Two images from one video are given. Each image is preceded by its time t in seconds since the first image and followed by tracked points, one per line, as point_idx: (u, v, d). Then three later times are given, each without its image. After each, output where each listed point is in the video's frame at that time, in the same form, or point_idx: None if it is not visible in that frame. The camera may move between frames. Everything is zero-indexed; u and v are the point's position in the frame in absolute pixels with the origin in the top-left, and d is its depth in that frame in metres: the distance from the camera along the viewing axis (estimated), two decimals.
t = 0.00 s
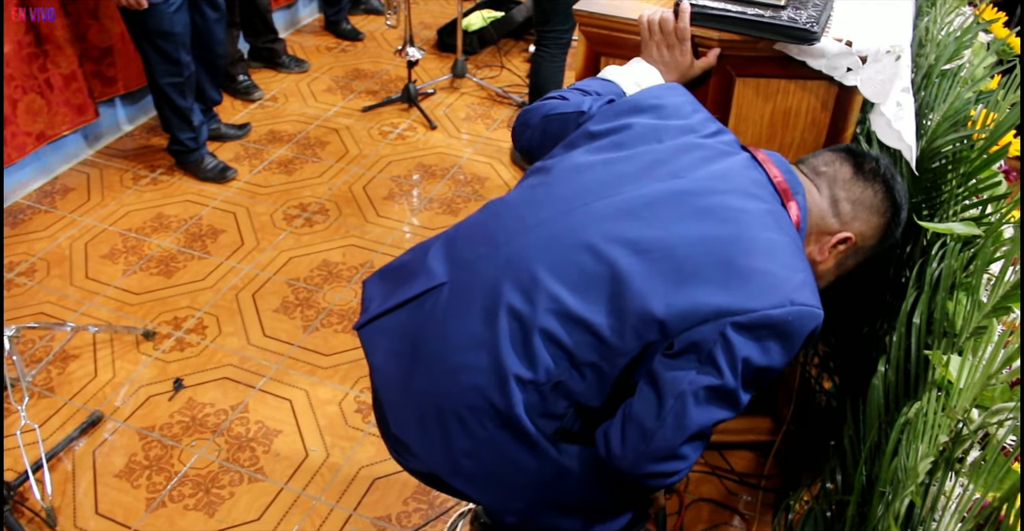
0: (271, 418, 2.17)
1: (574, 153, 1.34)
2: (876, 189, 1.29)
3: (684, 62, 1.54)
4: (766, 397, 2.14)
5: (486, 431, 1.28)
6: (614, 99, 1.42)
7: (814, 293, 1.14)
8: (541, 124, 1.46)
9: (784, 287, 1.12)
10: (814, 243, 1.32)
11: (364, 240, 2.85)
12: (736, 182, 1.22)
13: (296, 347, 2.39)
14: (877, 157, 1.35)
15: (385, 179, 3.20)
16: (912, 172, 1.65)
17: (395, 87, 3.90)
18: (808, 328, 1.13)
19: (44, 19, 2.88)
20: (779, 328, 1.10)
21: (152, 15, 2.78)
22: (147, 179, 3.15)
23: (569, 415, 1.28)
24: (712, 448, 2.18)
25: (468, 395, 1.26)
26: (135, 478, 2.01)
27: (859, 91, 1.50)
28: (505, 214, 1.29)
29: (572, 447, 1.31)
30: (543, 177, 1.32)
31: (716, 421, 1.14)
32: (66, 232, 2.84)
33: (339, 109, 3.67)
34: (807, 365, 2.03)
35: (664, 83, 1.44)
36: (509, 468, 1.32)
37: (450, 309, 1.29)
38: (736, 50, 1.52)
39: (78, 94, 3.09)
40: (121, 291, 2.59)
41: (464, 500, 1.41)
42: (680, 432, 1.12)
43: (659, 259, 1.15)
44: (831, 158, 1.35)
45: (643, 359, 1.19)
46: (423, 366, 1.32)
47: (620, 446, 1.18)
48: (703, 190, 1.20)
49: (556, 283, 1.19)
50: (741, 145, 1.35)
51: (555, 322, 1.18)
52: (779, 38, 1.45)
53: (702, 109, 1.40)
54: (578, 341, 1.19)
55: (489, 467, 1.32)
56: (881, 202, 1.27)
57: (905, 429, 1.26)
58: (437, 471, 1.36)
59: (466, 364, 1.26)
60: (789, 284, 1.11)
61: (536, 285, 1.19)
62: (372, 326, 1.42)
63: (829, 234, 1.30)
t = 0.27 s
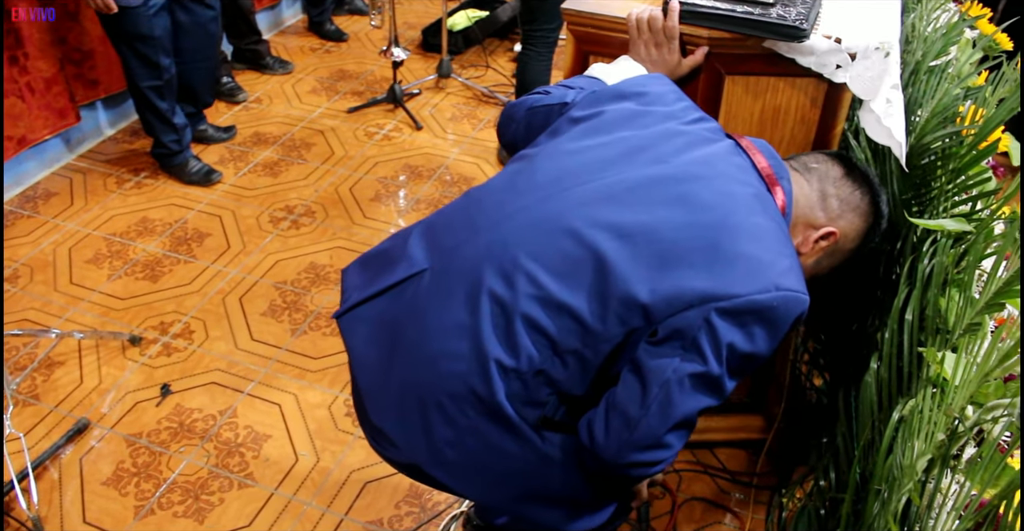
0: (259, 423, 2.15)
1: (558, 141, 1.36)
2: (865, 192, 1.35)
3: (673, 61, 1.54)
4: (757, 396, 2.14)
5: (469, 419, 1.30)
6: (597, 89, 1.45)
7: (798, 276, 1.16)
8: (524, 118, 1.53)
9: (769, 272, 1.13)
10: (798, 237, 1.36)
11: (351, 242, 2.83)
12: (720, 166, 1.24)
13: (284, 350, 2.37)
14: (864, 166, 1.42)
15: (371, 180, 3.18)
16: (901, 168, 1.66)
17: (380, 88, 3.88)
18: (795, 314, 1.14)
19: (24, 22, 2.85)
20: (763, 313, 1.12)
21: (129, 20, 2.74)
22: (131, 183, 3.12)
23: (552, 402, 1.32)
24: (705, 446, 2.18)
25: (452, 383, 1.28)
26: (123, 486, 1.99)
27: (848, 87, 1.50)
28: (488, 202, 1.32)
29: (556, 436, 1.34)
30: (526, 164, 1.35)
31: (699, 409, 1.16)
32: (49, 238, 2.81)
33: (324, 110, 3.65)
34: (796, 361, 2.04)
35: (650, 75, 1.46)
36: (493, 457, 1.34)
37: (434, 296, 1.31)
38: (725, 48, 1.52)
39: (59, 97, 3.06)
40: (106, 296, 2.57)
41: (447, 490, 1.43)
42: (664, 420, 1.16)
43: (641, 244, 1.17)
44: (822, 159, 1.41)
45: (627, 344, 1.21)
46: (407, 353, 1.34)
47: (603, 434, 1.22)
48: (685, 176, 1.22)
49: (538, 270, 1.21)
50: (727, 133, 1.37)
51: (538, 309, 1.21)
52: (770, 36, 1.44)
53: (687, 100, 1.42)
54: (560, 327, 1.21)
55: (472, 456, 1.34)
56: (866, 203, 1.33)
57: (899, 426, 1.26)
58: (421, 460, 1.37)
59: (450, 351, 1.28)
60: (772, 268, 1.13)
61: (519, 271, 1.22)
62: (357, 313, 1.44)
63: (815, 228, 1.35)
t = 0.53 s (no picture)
0: (252, 428, 2.13)
1: (548, 133, 1.37)
2: (855, 195, 1.37)
3: (667, 62, 1.54)
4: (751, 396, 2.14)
5: (455, 410, 1.30)
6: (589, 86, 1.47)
7: (787, 269, 1.17)
8: (517, 116, 1.55)
9: (759, 264, 1.14)
10: (788, 234, 1.37)
11: (342, 245, 2.82)
12: (711, 160, 1.26)
13: (277, 355, 2.35)
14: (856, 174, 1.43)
15: (361, 182, 3.17)
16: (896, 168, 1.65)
17: (369, 89, 3.86)
18: (784, 307, 1.16)
19: (10, 24, 2.81)
20: (751, 306, 1.13)
21: (117, 21, 2.72)
22: (119, 186, 3.09)
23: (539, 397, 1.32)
24: (700, 447, 2.18)
25: (439, 374, 1.28)
26: (114, 493, 1.97)
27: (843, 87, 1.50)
28: (478, 191, 1.32)
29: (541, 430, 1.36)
30: (515, 155, 1.36)
31: (688, 403, 1.16)
32: (36, 242, 2.78)
33: (313, 112, 3.63)
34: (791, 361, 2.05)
35: (642, 72, 1.48)
36: (479, 450, 1.34)
37: (422, 285, 1.31)
38: (719, 49, 1.51)
39: (45, 100, 3.03)
40: (95, 301, 2.54)
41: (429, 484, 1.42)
42: (652, 414, 1.16)
43: (630, 234, 1.18)
44: (815, 161, 1.42)
45: (615, 337, 1.22)
46: (393, 343, 1.33)
47: (590, 429, 1.22)
48: (675, 168, 1.23)
49: (527, 259, 1.22)
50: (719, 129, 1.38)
51: (527, 298, 1.21)
52: (765, 36, 1.44)
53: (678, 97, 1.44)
54: (549, 317, 1.22)
55: (456, 450, 1.34)
56: (857, 205, 1.35)
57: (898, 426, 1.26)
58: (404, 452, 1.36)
59: (438, 341, 1.27)
60: (761, 260, 1.14)
61: (509, 261, 1.22)
62: (341, 302, 1.43)
63: (805, 226, 1.35)
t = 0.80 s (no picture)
0: (251, 436, 2.12)
1: (549, 136, 1.37)
2: (853, 201, 1.37)
3: (668, 68, 1.54)
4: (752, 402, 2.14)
5: (455, 413, 1.29)
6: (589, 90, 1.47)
7: (789, 273, 1.17)
8: (518, 122, 1.56)
9: (761, 268, 1.14)
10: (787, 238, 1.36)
11: (339, 251, 2.81)
12: (712, 163, 1.26)
13: (275, 362, 2.34)
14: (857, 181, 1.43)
15: (358, 188, 3.16)
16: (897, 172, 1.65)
17: (364, 95, 3.86)
18: (786, 311, 1.16)
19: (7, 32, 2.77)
20: (753, 310, 1.13)
21: (111, 22, 2.72)
22: (114, 193, 3.08)
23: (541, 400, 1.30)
24: (701, 452, 2.18)
25: (440, 376, 1.27)
26: (113, 503, 1.96)
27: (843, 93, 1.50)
28: (479, 193, 1.32)
29: (543, 434, 1.33)
30: (517, 157, 1.35)
31: (689, 406, 1.16)
32: (32, 250, 2.77)
33: (308, 118, 3.62)
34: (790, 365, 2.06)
35: (642, 78, 1.49)
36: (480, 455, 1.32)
37: (423, 287, 1.30)
38: (720, 54, 1.51)
39: (39, 107, 3.00)
40: (91, 309, 2.53)
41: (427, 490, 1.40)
42: (655, 418, 1.16)
43: (633, 236, 1.18)
44: (815, 165, 1.42)
45: (618, 339, 1.21)
46: (394, 346, 1.32)
47: (593, 434, 1.21)
48: (677, 171, 1.23)
49: (530, 260, 1.21)
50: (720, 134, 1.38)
51: (529, 301, 1.21)
52: (767, 42, 1.44)
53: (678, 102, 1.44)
54: (551, 320, 1.21)
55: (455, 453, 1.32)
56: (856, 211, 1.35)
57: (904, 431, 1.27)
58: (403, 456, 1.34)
59: (439, 343, 1.26)
60: (763, 264, 1.14)
61: (511, 263, 1.22)
62: (341, 304, 1.42)
63: (805, 230, 1.35)
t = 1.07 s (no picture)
0: (250, 450, 2.10)
1: (550, 140, 1.36)
2: (857, 200, 1.35)
3: (670, 77, 1.53)
4: (754, 413, 2.13)
5: (458, 421, 1.27)
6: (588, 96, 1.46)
7: (795, 275, 1.16)
8: (518, 133, 1.55)
9: (767, 270, 1.13)
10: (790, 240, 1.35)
11: (336, 262, 2.79)
12: (715, 165, 1.25)
13: (272, 375, 2.32)
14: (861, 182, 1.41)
15: (354, 199, 3.15)
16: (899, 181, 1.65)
17: (359, 105, 3.84)
18: (792, 314, 1.15)
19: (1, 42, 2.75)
20: (760, 313, 1.12)
21: (105, 31, 2.70)
22: (108, 205, 3.05)
23: (546, 406, 1.28)
24: (703, 463, 2.17)
25: (443, 383, 1.25)
26: (110, 519, 1.93)
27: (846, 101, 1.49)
28: (480, 199, 1.31)
29: (547, 442, 1.30)
30: (517, 162, 1.34)
31: (695, 412, 1.15)
32: (26, 263, 2.74)
33: (303, 129, 3.61)
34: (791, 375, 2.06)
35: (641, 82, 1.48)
36: (484, 465, 1.30)
37: (425, 293, 1.29)
38: (723, 63, 1.50)
39: (32, 119, 2.97)
40: (86, 322, 2.51)
41: (430, 503, 1.38)
42: (661, 424, 1.15)
43: (638, 239, 1.17)
44: (818, 167, 1.40)
45: (622, 344, 1.20)
46: (395, 353, 1.30)
47: (598, 442, 1.20)
48: (680, 173, 1.23)
49: (532, 264, 1.20)
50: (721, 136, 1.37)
51: (532, 306, 1.20)
52: (770, 51, 1.43)
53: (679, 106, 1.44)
54: (555, 325, 1.20)
55: (458, 463, 1.30)
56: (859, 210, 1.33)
57: (913, 441, 1.27)
58: (405, 466, 1.32)
59: (442, 349, 1.25)
60: (769, 266, 1.14)
61: (514, 267, 1.21)
62: (341, 313, 1.41)
63: (808, 231, 1.33)
